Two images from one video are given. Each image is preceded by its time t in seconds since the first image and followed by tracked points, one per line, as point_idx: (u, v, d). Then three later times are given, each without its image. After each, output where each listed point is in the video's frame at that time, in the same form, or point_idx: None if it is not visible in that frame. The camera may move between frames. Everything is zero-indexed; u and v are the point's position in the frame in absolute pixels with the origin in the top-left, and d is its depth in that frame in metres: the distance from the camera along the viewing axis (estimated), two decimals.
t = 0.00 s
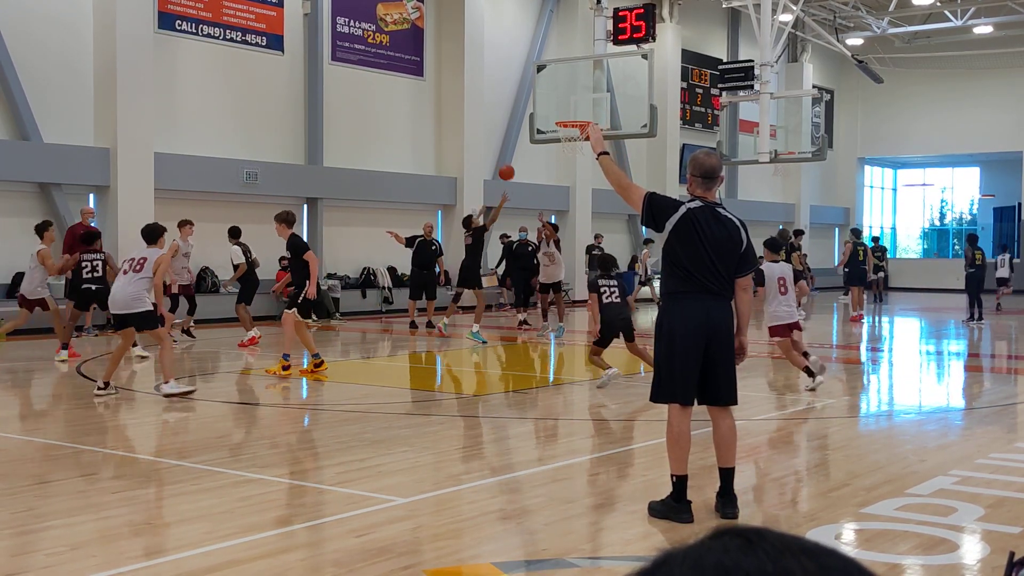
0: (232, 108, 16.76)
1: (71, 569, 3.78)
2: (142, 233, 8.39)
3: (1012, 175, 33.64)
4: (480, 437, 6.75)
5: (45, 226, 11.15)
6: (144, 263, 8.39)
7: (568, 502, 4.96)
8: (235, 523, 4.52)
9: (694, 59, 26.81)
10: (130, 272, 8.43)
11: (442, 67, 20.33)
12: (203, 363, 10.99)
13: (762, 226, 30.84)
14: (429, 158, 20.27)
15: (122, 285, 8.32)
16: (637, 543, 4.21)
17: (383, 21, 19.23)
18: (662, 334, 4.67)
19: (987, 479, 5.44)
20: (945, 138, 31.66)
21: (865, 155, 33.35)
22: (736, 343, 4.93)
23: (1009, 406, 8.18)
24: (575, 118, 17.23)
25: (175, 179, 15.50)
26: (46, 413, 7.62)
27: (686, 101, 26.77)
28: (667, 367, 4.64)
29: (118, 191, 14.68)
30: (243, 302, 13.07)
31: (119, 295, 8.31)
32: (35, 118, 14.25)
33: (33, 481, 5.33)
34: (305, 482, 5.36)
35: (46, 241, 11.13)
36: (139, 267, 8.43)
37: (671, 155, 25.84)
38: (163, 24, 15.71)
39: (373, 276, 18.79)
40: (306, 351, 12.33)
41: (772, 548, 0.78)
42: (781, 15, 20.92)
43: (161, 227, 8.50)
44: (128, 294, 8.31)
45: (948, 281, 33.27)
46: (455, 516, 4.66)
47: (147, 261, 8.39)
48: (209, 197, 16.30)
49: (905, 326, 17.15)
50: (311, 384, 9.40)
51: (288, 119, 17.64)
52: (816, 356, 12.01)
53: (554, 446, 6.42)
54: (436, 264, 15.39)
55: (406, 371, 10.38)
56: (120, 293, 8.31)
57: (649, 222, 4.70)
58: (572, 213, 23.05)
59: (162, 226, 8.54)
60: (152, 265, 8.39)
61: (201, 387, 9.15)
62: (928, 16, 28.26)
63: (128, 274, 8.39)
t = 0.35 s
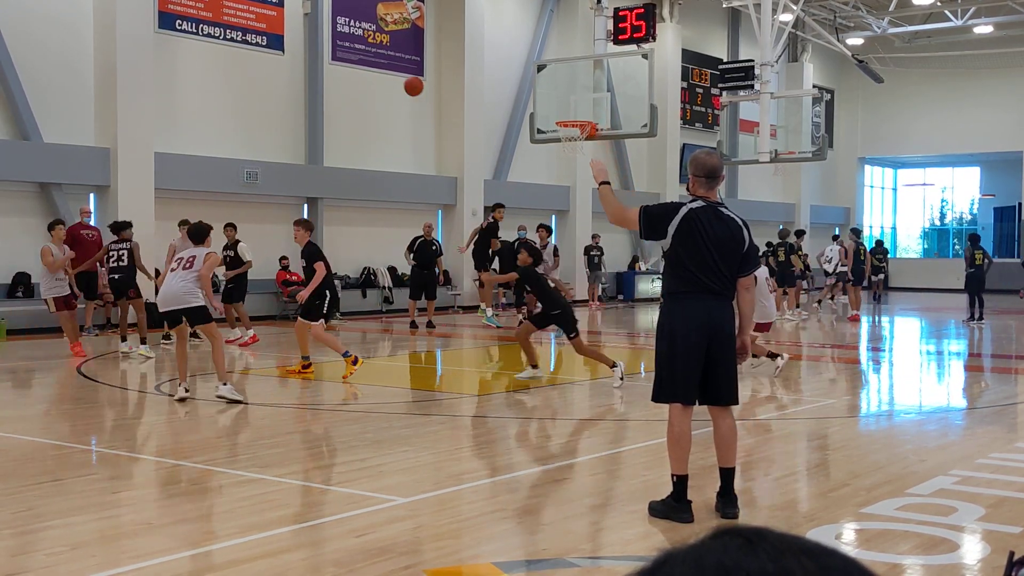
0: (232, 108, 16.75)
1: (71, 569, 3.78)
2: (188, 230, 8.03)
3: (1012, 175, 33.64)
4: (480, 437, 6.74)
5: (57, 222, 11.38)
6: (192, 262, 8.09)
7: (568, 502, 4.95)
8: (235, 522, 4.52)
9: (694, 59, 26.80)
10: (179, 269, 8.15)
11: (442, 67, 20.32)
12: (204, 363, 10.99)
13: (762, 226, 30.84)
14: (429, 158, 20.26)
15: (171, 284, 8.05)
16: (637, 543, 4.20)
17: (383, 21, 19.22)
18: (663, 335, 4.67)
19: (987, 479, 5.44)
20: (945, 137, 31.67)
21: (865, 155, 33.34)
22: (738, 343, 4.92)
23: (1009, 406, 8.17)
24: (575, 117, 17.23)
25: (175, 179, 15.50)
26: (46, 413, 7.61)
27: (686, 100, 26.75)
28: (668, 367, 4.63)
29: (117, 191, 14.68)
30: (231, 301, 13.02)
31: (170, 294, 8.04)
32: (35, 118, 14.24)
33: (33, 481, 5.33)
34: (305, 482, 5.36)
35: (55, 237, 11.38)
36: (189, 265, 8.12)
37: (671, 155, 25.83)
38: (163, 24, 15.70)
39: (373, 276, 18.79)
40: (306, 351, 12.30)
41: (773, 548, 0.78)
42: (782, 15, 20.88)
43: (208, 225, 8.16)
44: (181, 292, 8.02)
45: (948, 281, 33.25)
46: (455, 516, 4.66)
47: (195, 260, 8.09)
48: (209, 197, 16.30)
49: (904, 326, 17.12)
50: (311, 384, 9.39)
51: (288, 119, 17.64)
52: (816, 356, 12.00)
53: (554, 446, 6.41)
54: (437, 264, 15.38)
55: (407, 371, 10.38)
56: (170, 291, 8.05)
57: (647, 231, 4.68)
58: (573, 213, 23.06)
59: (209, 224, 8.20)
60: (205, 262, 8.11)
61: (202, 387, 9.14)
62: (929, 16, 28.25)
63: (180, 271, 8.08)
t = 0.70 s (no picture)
0: (232, 108, 16.75)
1: (70, 569, 3.78)
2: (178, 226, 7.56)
3: (1012, 175, 33.63)
4: (480, 437, 6.73)
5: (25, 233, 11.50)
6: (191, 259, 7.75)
7: (568, 502, 4.96)
8: (235, 522, 4.52)
9: (694, 58, 26.80)
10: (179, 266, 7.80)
11: (442, 67, 20.32)
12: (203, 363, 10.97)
13: (762, 226, 30.84)
14: (429, 158, 20.26)
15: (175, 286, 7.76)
16: (637, 543, 4.20)
17: (383, 21, 19.21)
18: (664, 336, 4.66)
19: (988, 479, 5.44)
20: (944, 138, 31.68)
21: (865, 155, 33.35)
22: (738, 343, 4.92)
23: (1009, 406, 8.17)
24: (575, 117, 17.26)
25: (174, 179, 15.50)
26: (45, 413, 7.60)
27: (687, 100, 26.73)
28: (669, 368, 4.63)
29: (117, 191, 14.69)
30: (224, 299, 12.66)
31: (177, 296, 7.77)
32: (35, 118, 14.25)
33: (34, 481, 5.33)
34: (306, 481, 5.36)
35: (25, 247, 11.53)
36: (187, 261, 7.77)
37: (671, 155, 25.83)
38: (163, 24, 15.70)
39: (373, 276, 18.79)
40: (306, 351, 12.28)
41: (775, 548, 0.78)
42: (782, 15, 20.86)
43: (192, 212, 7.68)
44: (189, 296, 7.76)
45: (948, 280, 33.25)
46: (455, 516, 4.66)
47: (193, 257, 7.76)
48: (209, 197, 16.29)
49: (904, 326, 17.10)
50: (311, 384, 9.38)
51: (287, 119, 17.63)
52: (815, 356, 11.99)
53: (554, 446, 6.41)
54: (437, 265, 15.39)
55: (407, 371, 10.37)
56: (177, 293, 7.77)
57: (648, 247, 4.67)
58: (573, 213, 23.06)
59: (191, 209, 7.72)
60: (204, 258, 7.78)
61: (202, 387, 9.13)
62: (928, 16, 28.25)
63: (180, 271, 7.76)
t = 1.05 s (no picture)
0: (232, 108, 16.75)
1: (69, 569, 3.78)
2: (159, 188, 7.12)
3: (1012, 175, 33.64)
4: (481, 436, 6.73)
5: None
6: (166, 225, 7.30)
7: (567, 501, 4.95)
8: (236, 522, 4.52)
9: (694, 58, 26.81)
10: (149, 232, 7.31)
11: (442, 67, 20.32)
12: (202, 363, 10.96)
13: (762, 226, 30.86)
14: (429, 158, 20.27)
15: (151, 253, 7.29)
16: (637, 543, 4.20)
17: (383, 20, 19.21)
18: (665, 336, 4.66)
19: (988, 478, 5.43)
20: (943, 138, 31.69)
21: (865, 155, 33.36)
22: (738, 342, 4.92)
23: (1009, 405, 8.16)
24: (575, 117, 17.25)
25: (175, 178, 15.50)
26: (44, 413, 7.60)
27: (687, 100, 26.72)
28: (670, 369, 4.63)
29: (117, 191, 14.70)
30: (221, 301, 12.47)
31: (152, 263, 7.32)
32: (35, 117, 14.24)
33: (33, 481, 5.32)
34: (305, 482, 5.36)
35: None
36: (160, 226, 7.32)
37: (671, 154, 25.83)
38: (163, 24, 15.68)
39: (373, 276, 18.78)
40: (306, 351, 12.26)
41: (775, 549, 0.78)
42: (782, 14, 20.85)
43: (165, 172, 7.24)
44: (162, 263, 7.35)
45: (948, 280, 33.26)
46: (454, 515, 4.66)
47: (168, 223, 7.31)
48: (208, 196, 16.29)
49: (904, 326, 17.07)
50: (311, 384, 9.38)
51: (288, 119, 17.63)
52: (816, 356, 11.98)
53: (554, 446, 6.40)
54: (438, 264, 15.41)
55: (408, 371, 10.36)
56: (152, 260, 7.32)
57: (653, 250, 4.64)
58: (573, 213, 23.05)
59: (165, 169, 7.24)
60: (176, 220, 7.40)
61: (201, 386, 9.12)
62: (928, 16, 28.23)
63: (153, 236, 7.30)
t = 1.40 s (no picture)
0: (232, 108, 16.74)
1: (69, 569, 3.77)
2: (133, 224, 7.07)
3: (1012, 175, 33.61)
4: (480, 436, 6.73)
5: None
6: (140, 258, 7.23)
7: (568, 501, 4.95)
8: (235, 522, 4.52)
9: (694, 58, 26.81)
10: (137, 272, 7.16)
11: (442, 66, 20.32)
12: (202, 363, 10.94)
13: (762, 225, 30.85)
14: (429, 158, 20.26)
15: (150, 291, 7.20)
16: (637, 543, 4.20)
17: (383, 20, 19.21)
18: (668, 337, 4.65)
19: (988, 478, 5.44)
20: (943, 137, 31.69)
21: (865, 155, 33.37)
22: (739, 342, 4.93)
23: (1009, 405, 8.15)
24: (575, 117, 17.24)
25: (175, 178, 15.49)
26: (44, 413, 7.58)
27: (687, 100, 26.71)
28: (673, 369, 4.62)
29: (118, 190, 14.70)
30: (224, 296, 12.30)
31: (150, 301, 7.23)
32: (36, 116, 14.24)
33: (32, 481, 5.32)
34: (305, 482, 5.36)
35: None
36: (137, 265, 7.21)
37: (671, 154, 25.80)
38: (163, 24, 15.69)
39: (373, 276, 18.77)
40: (306, 351, 12.24)
41: (777, 548, 0.78)
42: (782, 14, 20.83)
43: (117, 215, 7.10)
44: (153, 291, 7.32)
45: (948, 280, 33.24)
46: (454, 515, 4.66)
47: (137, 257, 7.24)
48: (208, 196, 16.30)
49: (904, 327, 17.04)
50: (312, 384, 9.37)
51: (288, 118, 17.63)
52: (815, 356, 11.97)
53: (555, 446, 6.40)
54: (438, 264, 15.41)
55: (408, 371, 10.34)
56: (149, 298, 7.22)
57: (656, 250, 4.62)
58: (573, 213, 23.04)
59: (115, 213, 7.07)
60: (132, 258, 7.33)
61: (202, 387, 9.10)
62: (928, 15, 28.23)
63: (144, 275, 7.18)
